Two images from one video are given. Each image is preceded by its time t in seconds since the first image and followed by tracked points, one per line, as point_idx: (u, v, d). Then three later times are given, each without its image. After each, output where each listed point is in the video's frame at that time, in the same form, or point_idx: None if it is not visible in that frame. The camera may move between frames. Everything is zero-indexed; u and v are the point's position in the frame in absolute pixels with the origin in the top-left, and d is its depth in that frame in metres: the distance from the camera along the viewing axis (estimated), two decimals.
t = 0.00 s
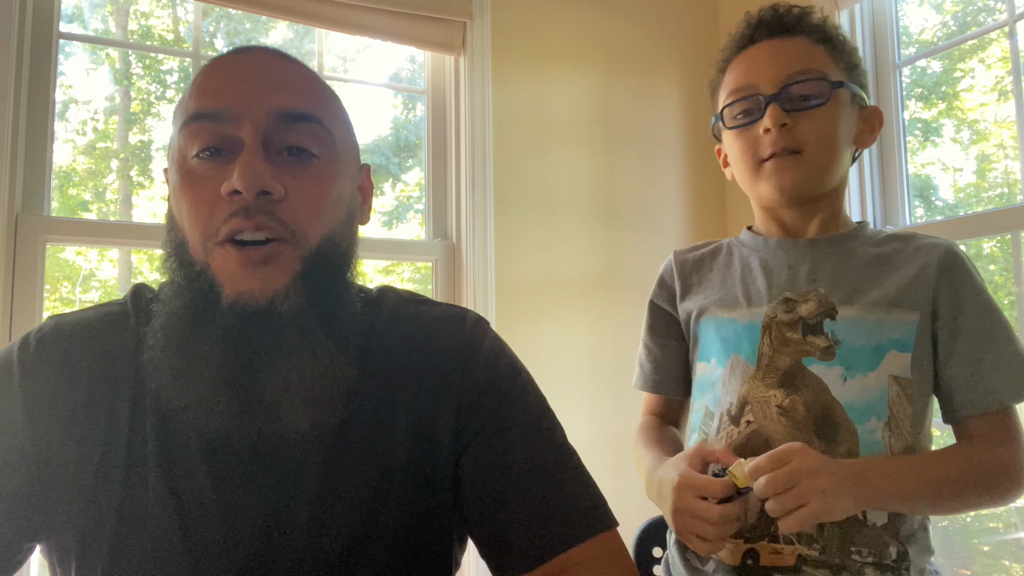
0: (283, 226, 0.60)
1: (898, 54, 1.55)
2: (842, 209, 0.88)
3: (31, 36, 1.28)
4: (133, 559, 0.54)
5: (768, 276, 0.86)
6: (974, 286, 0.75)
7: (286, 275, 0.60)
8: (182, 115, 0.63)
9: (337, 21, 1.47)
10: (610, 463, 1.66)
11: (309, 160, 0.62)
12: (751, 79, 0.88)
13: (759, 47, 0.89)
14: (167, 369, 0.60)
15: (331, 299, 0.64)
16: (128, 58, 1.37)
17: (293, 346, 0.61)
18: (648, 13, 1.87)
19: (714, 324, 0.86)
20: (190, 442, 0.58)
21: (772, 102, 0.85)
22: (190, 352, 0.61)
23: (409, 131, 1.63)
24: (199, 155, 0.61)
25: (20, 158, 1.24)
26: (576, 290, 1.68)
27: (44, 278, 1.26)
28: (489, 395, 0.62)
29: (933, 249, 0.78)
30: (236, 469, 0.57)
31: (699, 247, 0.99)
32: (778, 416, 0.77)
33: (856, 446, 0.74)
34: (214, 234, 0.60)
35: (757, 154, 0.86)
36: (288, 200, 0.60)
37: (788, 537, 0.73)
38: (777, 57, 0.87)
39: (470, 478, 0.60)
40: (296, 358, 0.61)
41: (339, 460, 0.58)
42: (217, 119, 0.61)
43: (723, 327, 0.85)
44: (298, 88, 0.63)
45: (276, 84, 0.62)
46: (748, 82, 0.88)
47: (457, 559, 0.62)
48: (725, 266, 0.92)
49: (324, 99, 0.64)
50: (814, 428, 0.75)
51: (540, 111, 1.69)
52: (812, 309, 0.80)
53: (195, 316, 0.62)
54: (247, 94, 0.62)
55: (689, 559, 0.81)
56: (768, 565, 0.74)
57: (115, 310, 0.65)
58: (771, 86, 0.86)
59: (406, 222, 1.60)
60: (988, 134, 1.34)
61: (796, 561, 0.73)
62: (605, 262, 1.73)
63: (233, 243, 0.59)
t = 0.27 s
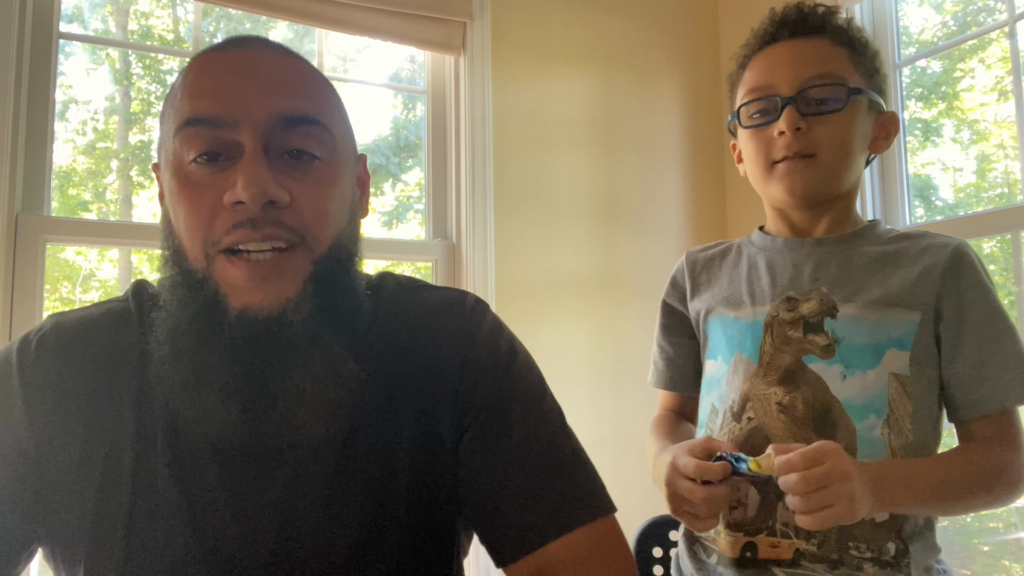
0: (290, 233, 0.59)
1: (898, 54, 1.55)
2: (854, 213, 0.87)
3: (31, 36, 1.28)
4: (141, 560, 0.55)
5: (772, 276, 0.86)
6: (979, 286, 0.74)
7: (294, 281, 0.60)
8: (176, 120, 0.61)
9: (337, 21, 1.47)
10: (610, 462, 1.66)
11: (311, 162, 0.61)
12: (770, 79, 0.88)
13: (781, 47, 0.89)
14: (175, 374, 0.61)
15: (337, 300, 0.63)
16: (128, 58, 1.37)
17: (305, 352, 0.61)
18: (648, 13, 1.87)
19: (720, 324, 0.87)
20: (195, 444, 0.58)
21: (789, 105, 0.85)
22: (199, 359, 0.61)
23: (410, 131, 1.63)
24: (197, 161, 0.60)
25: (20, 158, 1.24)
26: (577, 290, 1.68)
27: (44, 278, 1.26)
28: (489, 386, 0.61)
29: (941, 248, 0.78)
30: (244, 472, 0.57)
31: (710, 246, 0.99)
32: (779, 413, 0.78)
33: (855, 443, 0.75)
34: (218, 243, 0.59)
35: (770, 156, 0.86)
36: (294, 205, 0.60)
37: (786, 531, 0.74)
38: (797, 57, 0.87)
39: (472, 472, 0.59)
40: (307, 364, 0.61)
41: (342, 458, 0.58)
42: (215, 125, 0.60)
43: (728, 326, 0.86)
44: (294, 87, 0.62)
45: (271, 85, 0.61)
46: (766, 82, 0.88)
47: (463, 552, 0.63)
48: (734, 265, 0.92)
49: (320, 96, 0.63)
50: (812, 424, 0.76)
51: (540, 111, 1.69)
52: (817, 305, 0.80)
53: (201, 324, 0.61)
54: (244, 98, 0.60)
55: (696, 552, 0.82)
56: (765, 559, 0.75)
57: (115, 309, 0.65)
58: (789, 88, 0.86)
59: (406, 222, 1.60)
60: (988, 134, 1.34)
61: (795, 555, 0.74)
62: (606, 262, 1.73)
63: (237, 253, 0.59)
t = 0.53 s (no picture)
0: (310, 255, 0.58)
1: (898, 54, 1.55)
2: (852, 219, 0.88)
3: (31, 36, 1.28)
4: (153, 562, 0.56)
5: (772, 279, 0.86)
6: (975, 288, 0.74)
7: (313, 303, 0.59)
8: (189, 132, 0.59)
9: (337, 20, 1.47)
10: (610, 462, 1.66)
11: (332, 180, 0.61)
12: (768, 92, 0.87)
13: (777, 56, 0.88)
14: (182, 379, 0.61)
15: (356, 311, 0.63)
16: (128, 58, 1.37)
17: (320, 368, 0.60)
18: (648, 13, 1.87)
19: (721, 327, 0.87)
20: (208, 446, 0.60)
21: (788, 121, 0.84)
22: (206, 369, 0.61)
23: (410, 131, 1.63)
24: (213, 177, 0.58)
25: (20, 158, 1.24)
26: (577, 290, 1.69)
27: (44, 278, 1.26)
28: (500, 393, 0.63)
29: (938, 250, 0.78)
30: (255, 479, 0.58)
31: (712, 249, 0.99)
32: (780, 414, 0.78)
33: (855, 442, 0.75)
34: (236, 263, 0.58)
35: (769, 171, 0.86)
36: (316, 226, 0.59)
37: (789, 530, 0.75)
38: (794, 69, 0.86)
39: (483, 474, 0.61)
40: (321, 382, 0.60)
41: (359, 461, 0.60)
42: (234, 141, 0.58)
43: (728, 329, 0.86)
44: (314, 103, 0.60)
45: (293, 101, 0.59)
46: (764, 94, 0.87)
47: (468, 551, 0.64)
48: (733, 268, 0.92)
49: (338, 110, 0.62)
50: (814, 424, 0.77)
51: (540, 111, 1.69)
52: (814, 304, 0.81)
53: (217, 337, 0.60)
54: (264, 114, 0.58)
55: (697, 551, 0.82)
56: (769, 557, 0.75)
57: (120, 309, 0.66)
58: (787, 103, 0.85)
59: (405, 222, 1.60)
60: (988, 134, 1.34)
61: (799, 553, 0.74)
62: (605, 262, 1.73)
63: (254, 274, 0.58)
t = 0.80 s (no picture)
0: (320, 271, 0.59)
1: (898, 54, 1.55)
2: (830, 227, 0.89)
3: (31, 36, 1.28)
4: (166, 563, 0.56)
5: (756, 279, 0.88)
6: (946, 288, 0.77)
7: (324, 322, 0.60)
8: (190, 153, 0.59)
9: (337, 21, 1.47)
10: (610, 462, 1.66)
11: (337, 194, 0.61)
12: (747, 107, 0.87)
13: (758, 70, 0.87)
14: (193, 383, 0.62)
15: (365, 318, 0.63)
16: (128, 59, 1.37)
17: (330, 376, 0.60)
18: (648, 14, 1.87)
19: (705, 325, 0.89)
20: (220, 451, 0.60)
21: (767, 138, 0.84)
22: (219, 376, 0.61)
23: (409, 131, 1.63)
24: (217, 197, 0.58)
25: (20, 157, 1.24)
26: (577, 290, 1.68)
27: (44, 278, 1.26)
28: (508, 396, 0.63)
29: (908, 249, 0.82)
30: (267, 485, 0.59)
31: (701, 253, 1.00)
32: (764, 406, 0.78)
33: (840, 434, 0.75)
34: (243, 283, 0.58)
35: (749, 184, 0.86)
36: (323, 244, 0.59)
37: (775, 522, 0.74)
38: (776, 85, 0.85)
39: (496, 478, 0.61)
40: (340, 393, 0.61)
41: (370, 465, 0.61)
42: (238, 162, 0.58)
43: (713, 328, 0.88)
44: (314, 117, 0.60)
45: (291, 116, 0.59)
46: (746, 109, 0.87)
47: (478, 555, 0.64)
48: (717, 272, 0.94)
49: (339, 124, 0.61)
50: (798, 416, 0.77)
51: (540, 111, 1.70)
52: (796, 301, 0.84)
53: (225, 346, 0.60)
54: (269, 133, 0.58)
55: (681, 552, 0.80)
56: (755, 551, 0.74)
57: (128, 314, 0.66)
58: (768, 119, 0.85)
59: (405, 222, 1.60)
60: (988, 134, 1.34)
61: (784, 546, 0.73)
62: (605, 262, 1.73)
63: (265, 295, 0.58)
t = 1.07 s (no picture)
0: (342, 268, 0.58)
1: (898, 54, 1.55)
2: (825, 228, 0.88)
3: (31, 36, 1.28)
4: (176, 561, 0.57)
5: (753, 278, 0.89)
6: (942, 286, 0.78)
7: (345, 315, 0.59)
8: (216, 151, 0.58)
9: (337, 21, 1.47)
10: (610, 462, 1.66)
11: (358, 191, 0.60)
12: (741, 108, 0.88)
13: (748, 73, 0.89)
14: (208, 384, 0.62)
15: (380, 320, 0.63)
16: (128, 59, 1.37)
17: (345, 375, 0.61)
18: (648, 14, 1.87)
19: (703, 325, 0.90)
20: (229, 450, 0.60)
21: (763, 134, 0.84)
22: (237, 377, 0.61)
23: (410, 131, 1.63)
24: (242, 193, 0.58)
25: (20, 157, 1.24)
26: (576, 290, 1.69)
27: (44, 278, 1.27)
28: (515, 394, 0.63)
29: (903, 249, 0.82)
30: (279, 483, 0.59)
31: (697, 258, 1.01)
32: (764, 401, 0.79)
33: (841, 429, 0.75)
34: (267, 277, 0.58)
35: (746, 183, 0.86)
36: (346, 240, 0.59)
37: (777, 519, 0.74)
38: (766, 85, 0.86)
39: (504, 478, 0.61)
40: (355, 391, 0.61)
41: (378, 463, 0.60)
42: (262, 159, 0.58)
43: (711, 326, 0.89)
44: (336, 117, 0.60)
45: (316, 118, 0.59)
46: (738, 111, 0.88)
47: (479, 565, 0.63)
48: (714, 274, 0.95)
49: (360, 123, 0.61)
50: (798, 411, 0.77)
51: (540, 111, 1.70)
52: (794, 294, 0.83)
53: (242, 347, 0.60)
54: (292, 131, 0.58)
55: (683, 555, 0.80)
56: (757, 549, 0.74)
57: (138, 318, 0.66)
58: (761, 118, 0.86)
59: (405, 222, 1.60)
60: (988, 134, 1.34)
61: (786, 544, 0.73)
62: (605, 262, 1.73)
63: (291, 288, 0.57)
